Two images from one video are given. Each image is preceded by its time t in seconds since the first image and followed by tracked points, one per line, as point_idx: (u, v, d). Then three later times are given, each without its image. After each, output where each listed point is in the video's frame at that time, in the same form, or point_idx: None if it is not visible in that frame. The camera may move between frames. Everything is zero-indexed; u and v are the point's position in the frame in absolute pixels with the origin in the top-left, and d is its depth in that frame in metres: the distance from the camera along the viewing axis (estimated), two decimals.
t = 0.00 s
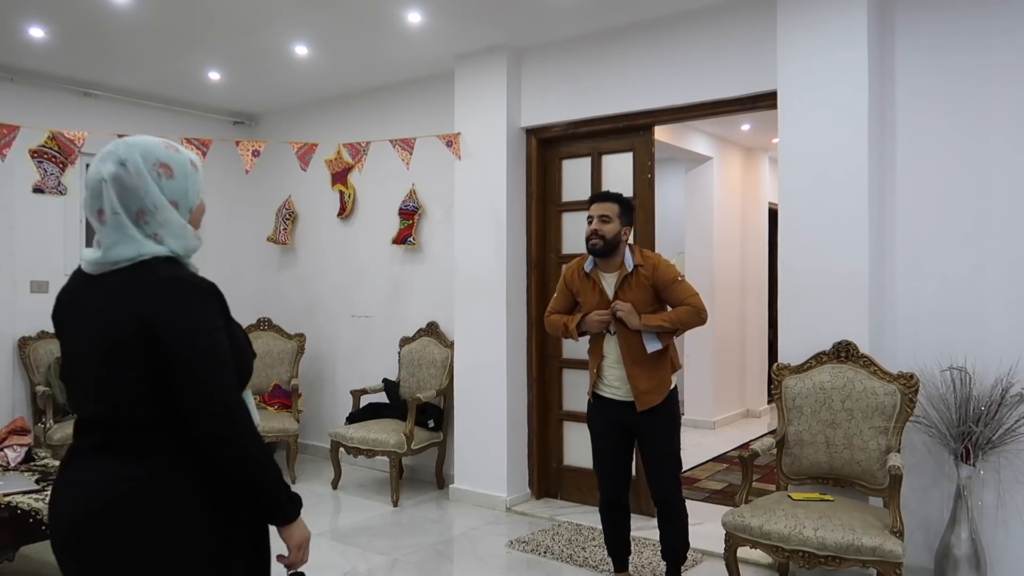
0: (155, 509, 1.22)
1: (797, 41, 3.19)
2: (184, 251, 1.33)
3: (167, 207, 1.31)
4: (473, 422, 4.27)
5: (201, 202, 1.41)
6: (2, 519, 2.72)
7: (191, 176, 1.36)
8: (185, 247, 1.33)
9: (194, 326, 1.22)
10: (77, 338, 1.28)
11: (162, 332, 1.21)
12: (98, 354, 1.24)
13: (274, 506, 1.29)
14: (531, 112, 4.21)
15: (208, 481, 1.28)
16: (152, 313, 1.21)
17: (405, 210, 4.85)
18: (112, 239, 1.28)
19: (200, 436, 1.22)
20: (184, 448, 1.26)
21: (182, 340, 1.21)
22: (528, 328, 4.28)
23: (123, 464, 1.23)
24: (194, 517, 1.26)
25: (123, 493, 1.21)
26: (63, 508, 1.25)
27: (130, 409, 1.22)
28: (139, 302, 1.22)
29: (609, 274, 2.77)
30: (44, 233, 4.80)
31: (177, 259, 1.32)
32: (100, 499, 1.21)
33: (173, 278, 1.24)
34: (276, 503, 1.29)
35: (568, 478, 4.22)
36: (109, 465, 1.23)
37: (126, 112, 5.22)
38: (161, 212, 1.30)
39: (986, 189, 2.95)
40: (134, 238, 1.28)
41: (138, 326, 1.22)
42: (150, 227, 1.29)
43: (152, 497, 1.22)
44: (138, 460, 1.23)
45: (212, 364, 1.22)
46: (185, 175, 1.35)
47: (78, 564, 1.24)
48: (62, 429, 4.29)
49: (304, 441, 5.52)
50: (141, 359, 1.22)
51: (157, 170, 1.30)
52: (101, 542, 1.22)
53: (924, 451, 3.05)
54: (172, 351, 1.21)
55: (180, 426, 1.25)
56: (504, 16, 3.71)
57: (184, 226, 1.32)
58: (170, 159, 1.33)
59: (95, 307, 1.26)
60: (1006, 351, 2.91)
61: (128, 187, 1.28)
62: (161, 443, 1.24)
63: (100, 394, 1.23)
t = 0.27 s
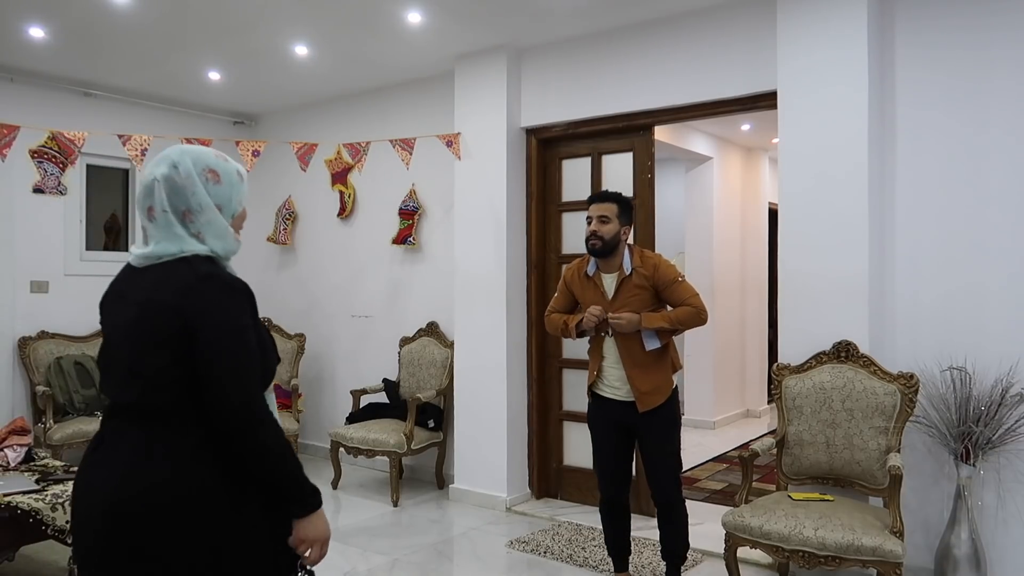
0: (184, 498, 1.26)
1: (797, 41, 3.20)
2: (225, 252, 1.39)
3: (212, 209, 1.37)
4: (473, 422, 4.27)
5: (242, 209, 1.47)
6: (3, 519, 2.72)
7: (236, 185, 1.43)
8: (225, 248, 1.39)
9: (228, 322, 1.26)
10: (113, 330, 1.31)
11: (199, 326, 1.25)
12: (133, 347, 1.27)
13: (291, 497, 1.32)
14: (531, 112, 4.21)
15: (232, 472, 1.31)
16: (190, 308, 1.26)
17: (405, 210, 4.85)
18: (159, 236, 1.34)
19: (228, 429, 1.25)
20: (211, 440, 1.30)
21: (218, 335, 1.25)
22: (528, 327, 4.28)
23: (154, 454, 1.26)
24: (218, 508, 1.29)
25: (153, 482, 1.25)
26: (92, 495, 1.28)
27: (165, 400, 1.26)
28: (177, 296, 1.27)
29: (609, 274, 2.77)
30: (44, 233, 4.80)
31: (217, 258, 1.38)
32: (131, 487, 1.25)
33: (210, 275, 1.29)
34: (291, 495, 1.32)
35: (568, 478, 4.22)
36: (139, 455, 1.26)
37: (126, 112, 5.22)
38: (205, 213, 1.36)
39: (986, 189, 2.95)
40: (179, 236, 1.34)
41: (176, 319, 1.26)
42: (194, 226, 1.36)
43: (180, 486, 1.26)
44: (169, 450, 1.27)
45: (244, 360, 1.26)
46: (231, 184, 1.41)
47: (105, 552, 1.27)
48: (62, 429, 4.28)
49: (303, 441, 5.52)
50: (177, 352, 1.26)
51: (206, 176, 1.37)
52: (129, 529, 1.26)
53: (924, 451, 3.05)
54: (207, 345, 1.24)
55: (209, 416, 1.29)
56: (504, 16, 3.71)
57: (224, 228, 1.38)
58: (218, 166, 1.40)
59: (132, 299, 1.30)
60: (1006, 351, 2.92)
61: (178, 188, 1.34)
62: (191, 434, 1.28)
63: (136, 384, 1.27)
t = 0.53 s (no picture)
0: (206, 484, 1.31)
1: (797, 41, 3.20)
2: (246, 254, 1.43)
3: (238, 211, 1.42)
4: (473, 422, 4.27)
5: (275, 222, 1.51)
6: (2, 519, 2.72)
7: (270, 198, 1.47)
8: (245, 249, 1.43)
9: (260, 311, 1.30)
10: (136, 322, 1.35)
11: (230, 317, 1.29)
12: (160, 337, 1.31)
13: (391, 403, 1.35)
14: (531, 112, 4.21)
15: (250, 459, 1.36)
16: (218, 299, 1.29)
17: (405, 210, 4.85)
18: (187, 229, 1.39)
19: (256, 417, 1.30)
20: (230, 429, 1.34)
21: (248, 326, 1.29)
22: (528, 327, 4.28)
23: (178, 440, 1.30)
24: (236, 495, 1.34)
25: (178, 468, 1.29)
26: (112, 484, 1.30)
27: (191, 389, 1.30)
28: (205, 289, 1.30)
29: (611, 274, 2.78)
30: (44, 233, 4.80)
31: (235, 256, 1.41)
32: (155, 474, 1.28)
33: (239, 268, 1.33)
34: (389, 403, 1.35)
35: (568, 478, 4.21)
36: (163, 443, 1.30)
37: (126, 112, 5.22)
38: (232, 214, 1.41)
39: (986, 188, 2.95)
40: (203, 228, 1.39)
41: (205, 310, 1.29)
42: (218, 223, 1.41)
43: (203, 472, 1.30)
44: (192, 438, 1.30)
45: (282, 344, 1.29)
46: (263, 195, 1.45)
47: (123, 539, 1.30)
48: (62, 429, 4.28)
49: (303, 441, 5.52)
50: (206, 342, 1.30)
51: (237, 183, 1.42)
52: (151, 516, 1.29)
53: (924, 451, 3.05)
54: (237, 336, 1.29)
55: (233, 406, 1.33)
56: (504, 16, 3.71)
57: (247, 230, 1.42)
58: (255, 176, 1.45)
59: (159, 293, 1.34)
60: (1007, 351, 2.91)
61: (211, 186, 1.41)
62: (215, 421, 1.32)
63: (161, 374, 1.30)
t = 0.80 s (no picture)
0: (224, 483, 1.31)
1: (797, 41, 3.20)
2: (264, 250, 1.43)
3: (246, 211, 1.40)
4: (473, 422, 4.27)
5: (281, 207, 1.49)
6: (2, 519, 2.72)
7: (272, 185, 1.44)
8: (263, 247, 1.43)
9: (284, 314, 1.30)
10: (155, 321, 1.35)
11: (254, 318, 1.29)
12: (181, 336, 1.31)
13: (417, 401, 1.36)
14: (531, 112, 4.21)
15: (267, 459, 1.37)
16: (241, 301, 1.30)
17: (405, 210, 4.84)
18: (203, 235, 1.39)
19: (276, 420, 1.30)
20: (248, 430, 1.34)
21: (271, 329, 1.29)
22: (528, 327, 4.28)
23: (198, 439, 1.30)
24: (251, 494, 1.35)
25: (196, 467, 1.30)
26: (129, 483, 1.30)
27: (212, 389, 1.30)
28: (227, 290, 1.30)
29: (614, 273, 2.78)
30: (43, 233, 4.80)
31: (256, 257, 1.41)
32: (174, 473, 1.29)
33: (260, 269, 1.33)
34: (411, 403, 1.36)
35: (568, 478, 4.21)
36: (182, 442, 1.30)
37: (126, 112, 5.22)
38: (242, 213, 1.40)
39: (986, 187, 2.95)
40: (217, 231, 1.39)
41: (228, 311, 1.30)
42: (231, 227, 1.40)
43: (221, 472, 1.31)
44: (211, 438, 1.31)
45: (306, 346, 1.29)
46: (265, 184, 1.43)
47: (140, 537, 1.30)
48: (62, 429, 4.28)
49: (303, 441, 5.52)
50: (227, 343, 1.30)
51: (237, 178, 1.40)
52: (170, 515, 1.29)
53: (924, 451, 3.05)
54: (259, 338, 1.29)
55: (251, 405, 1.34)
56: (504, 16, 3.71)
57: (259, 229, 1.41)
58: (252, 168, 1.42)
59: (179, 293, 1.34)
60: (1007, 351, 2.91)
61: (212, 191, 1.39)
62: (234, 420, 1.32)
63: (181, 374, 1.30)
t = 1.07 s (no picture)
0: (231, 487, 1.31)
1: (797, 41, 3.20)
2: (274, 252, 1.44)
3: (265, 213, 1.43)
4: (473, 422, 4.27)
5: (291, 211, 1.53)
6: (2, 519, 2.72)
7: (288, 188, 1.48)
8: (275, 250, 1.44)
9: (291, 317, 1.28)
10: (164, 321, 1.35)
11: (261, 322, 1.29)
12: (189, 337, 1.31)
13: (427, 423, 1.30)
14: (531, 112, 4.21)
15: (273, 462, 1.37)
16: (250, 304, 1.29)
17: (405, 210, 4.84)
18: (214, 235, 1.39)
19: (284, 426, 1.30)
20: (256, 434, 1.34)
21: (278, 335, 1.28)
22: (528, 327, 4.28)
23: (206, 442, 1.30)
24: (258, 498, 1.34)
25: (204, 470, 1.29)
26: (136, 484, 1.30)
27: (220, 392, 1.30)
28: (235, 293, 1.30)
29: (617, 272, 2.79)
30: (43, 233, 4.80)
31: (268, 259, 1.43)
32: (182, 475, 1.29)
33: (268, 272, 1.32)
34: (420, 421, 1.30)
35: (568, 478, 4.21)
36: (190, 444, 1.30)
37: (126, 112, 5.22)
38: (258, 215, 1.42)
39: (986, 188, 2.95)
40: (228, 231, 1.39)
41: (236, 314, 1.29)
42: (248, 228, 1.41)
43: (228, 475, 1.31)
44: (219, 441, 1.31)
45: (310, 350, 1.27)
46: (282, 187, 1.46)
47: (148, 538, 1.30)
48: (62, 429, 4.28)
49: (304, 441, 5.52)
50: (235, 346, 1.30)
51: (259, 179, 1.43)
52: (178, 517, 1.29)
53: (924, 451, 3.05)
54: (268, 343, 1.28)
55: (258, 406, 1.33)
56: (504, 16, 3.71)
57: (275, 231, 1.44)
58: (271, 171, 1.45)
59: (187, 294, 1.34)
60: (1007, 351, 2.91)
61: (234, 191, 1.40)
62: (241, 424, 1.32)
63: (189, 375, 1.30)
